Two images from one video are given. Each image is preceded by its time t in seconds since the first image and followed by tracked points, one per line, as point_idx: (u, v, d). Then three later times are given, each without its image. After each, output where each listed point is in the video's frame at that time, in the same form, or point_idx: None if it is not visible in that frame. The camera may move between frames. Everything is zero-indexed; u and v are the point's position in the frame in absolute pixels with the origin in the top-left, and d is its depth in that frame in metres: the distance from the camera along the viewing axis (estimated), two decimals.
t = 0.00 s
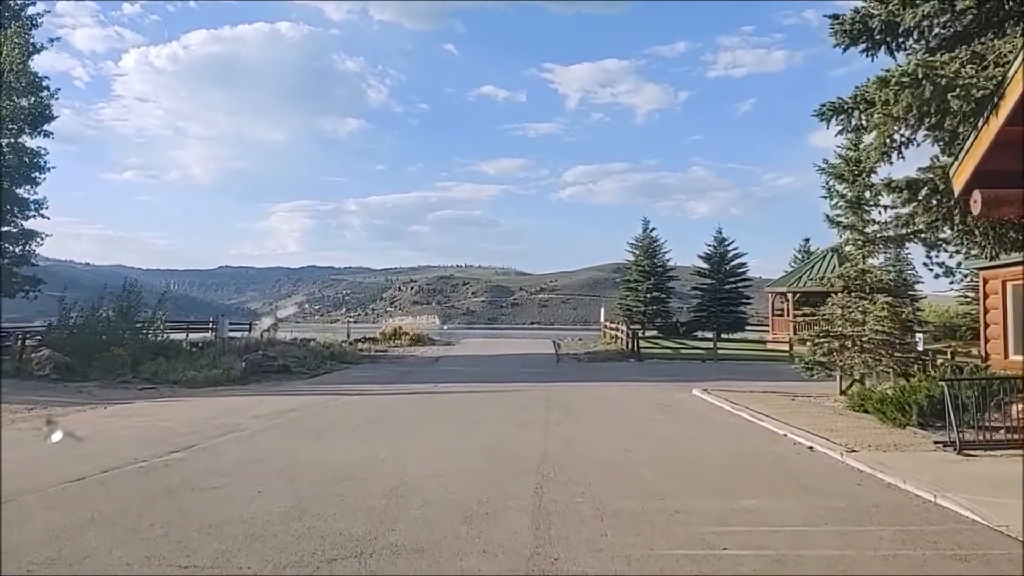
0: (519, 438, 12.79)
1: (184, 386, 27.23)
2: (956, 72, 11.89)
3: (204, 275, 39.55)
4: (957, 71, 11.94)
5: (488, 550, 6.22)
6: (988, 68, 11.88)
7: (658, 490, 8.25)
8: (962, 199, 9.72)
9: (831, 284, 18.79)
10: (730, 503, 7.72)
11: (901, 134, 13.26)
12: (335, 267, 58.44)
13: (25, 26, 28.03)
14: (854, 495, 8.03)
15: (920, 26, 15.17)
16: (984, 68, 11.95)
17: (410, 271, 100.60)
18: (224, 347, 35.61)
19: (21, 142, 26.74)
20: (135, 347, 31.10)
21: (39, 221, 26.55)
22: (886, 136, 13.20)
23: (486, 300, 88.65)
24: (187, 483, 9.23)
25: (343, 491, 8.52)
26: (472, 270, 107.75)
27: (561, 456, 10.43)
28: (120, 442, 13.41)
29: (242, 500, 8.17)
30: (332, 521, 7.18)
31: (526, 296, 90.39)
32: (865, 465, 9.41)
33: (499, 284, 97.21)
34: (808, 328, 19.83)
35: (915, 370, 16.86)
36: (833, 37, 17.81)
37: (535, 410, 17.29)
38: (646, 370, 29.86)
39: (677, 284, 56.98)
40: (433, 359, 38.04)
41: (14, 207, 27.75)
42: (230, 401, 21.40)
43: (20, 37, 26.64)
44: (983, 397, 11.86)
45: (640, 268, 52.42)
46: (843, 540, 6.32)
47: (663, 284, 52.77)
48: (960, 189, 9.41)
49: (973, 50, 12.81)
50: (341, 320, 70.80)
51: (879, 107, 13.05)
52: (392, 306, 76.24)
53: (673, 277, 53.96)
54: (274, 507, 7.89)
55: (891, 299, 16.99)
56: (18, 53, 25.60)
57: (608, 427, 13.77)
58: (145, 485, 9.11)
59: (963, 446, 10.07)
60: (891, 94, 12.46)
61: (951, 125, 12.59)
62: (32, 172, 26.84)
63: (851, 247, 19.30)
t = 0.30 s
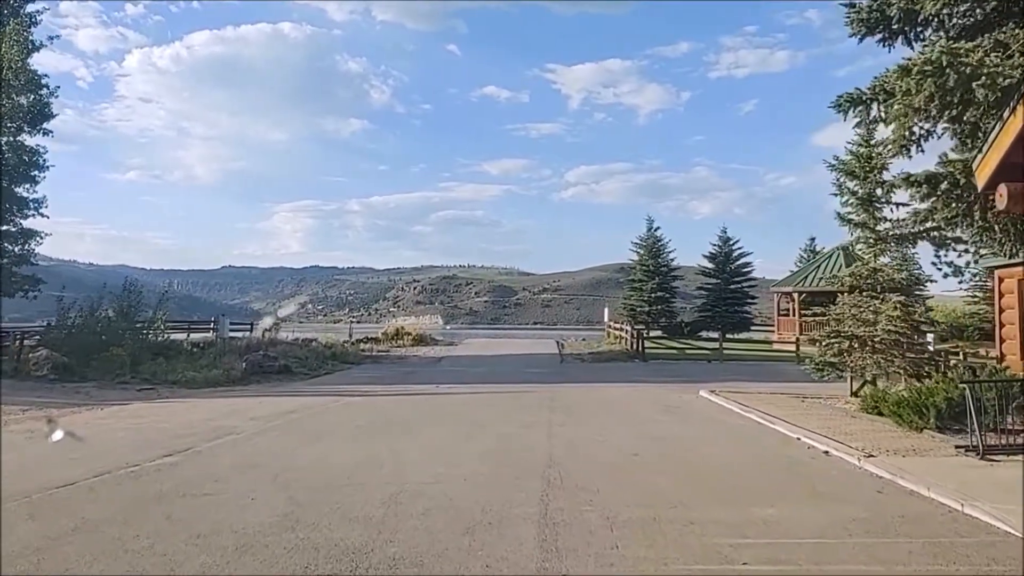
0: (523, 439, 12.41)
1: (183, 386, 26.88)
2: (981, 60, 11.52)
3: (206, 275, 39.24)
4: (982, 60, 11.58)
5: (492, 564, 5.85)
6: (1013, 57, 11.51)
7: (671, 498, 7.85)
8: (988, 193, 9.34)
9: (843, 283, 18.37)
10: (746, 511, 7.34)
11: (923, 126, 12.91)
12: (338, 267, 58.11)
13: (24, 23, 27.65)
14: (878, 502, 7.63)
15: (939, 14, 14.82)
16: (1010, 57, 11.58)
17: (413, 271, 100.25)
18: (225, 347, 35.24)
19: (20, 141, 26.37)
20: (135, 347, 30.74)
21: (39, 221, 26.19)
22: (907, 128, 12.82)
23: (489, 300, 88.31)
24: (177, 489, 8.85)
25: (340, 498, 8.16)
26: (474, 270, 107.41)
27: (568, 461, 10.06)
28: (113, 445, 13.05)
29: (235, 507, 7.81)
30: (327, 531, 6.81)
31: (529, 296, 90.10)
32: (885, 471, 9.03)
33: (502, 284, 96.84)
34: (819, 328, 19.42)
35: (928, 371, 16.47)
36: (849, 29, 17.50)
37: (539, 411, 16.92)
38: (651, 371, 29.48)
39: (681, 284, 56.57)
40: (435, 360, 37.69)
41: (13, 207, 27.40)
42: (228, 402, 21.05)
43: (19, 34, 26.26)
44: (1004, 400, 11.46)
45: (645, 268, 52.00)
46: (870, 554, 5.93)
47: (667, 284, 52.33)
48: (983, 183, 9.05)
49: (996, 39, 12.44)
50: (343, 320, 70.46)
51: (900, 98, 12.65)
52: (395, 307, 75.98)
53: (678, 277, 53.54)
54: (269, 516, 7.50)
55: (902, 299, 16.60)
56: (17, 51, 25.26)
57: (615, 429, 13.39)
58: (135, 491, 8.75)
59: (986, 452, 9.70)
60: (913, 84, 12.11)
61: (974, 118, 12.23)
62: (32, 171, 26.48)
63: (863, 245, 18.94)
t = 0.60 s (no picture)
0: (527, 443, 12.03)
1: (182, 387, 26.56)
2: (1007, 49, 11.19)
3: (207, 274, 38.90)
4: (1007, 48, 11.23)
5: None
6: None
7: (683, 507, 7.47)
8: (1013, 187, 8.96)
9: (852, 282, 17.98)
10: (763, 521, 6.96)
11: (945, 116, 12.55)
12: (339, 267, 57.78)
13: (22, 19, 27.37)
14: (901, 511, 7.25)
15: (959, 3, 14.47)
16: None
17: (415, 271, 99.93)
18: (225, 348, 34.91)
19: (18, 138, 25.97)
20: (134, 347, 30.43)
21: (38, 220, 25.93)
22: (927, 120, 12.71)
23: (492, 300, 87.97)
24: (166, 495, 8.49)
25: (336, 506, 7.80)
26: (477, 270, 107.05)
27: (574, 466, 9.68)
28: (107, 448, 12.71)
29: (225, 516, 7.45)
30: (320, 542, 6.45)
31: (532, 296, 89.77)
32: (905, 477, 8.64)
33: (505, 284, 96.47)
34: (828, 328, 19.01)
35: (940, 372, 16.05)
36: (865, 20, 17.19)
37: (542, 413, 16.56)
38: (657, 371, 29.09)
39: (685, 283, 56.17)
40: (438, 360, 37.34)
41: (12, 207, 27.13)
42: (227, 403, 20.71)
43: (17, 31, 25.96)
44: None
45: (648, 267, 51.60)
46: (898, 569, 5.56)
47: (671, 284, 51.93)
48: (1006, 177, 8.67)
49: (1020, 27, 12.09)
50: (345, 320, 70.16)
51: (920, 89, 12.49)
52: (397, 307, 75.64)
53: (682, 276, 53.14)
54: (260, 525, 7.13)
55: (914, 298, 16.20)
56: (15, 47, 24.86)
57: (621, 433, 13.01)
58: (121, 497, 8.38)
59: (1009, 457, 9.30)
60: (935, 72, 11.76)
61: (998, 108, 11.88)
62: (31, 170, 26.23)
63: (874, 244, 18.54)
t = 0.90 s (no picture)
0: (530, 447, 11.68)
1: (181, 388, 26.24)
2: None
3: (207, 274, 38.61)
4: None
5: None
6: None
7: (695, 517, 7.12)
8: None
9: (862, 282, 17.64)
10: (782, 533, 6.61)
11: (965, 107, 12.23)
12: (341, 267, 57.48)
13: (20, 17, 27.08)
14: (926, 521, 6.90)
15: None
16: None
17: (418, 271, 99.64)
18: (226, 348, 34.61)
19: (16, 137, 25.68)
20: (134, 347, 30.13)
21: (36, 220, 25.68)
22: (948, 111, 12.38)
23: (494, 300, 87.67)
24: (155, 503, 8.15)
25: (333, 514, 7.46)
26: (479, 270, 106.71)
27: (580, 472, 9.34)
28: (100, 452, 12.39)
29: (216, 526, 7.12)
30: (315, 555, 6.11)
31: (534, 296, 89.46)
32: (927, 484, 8.28)
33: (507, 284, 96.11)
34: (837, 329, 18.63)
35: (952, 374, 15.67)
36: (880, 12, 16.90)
37: (545, 415, 16.22)
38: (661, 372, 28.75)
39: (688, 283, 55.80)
40: (440, 361, 37.00)
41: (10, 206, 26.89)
42: (225, 405, 20.38)
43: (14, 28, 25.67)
44: None
45: (651, 267, 51.23)
46: None
47: (674, 284, 51.55)
48: None
49: None
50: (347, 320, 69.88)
51: (942, 78, 12.10)
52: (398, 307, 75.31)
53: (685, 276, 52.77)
54: (253, 535, 6.79)
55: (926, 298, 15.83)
56: (13, 45, 24.46)
57: (627, 436, 12.67)
58: (109, 505, 8.05)
59: None
60: (960, 59, 11.46)
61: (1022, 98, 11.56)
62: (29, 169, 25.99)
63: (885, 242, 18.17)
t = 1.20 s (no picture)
0: (534, 450, 11.38)
1: (180, 389, 26.00)
2: None
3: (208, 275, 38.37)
4: None
5: None
6: None
7: (706, 525, 6.81)
8: None
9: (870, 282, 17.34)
10: (798, 542, 6.31)
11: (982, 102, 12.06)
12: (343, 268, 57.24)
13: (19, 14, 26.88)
14: (948, 531, 6.58)
15: None
16: None
17: (420, 272, 99.37)
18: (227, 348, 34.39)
19: (14, 136, 25.51)
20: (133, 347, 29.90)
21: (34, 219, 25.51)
22: (967, 105, 12.30)
23: (496, 301, 87.38)
24: (145, 509, 7.84)
25: (328, 522, 7.16)
26: (481, 271, 106.43)
27: (585, 477, 9.03)
28: (94, 455, 12.14)
29: (207, 534, 6.82)
30: (307, 566, 5.80)
31: (536, 297, 89.17)
32: (947, 491, 7.95)
33: (509, 285, 95.84)
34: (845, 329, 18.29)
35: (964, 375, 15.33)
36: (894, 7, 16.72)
37: (548, 418, 15.93)
38: (665, 373, 28.46)
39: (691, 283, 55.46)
40: (442, 362, 36.72)
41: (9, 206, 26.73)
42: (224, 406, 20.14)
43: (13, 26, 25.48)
44: None
45: (654, 267, 50.89)
46: None
47: (677, 284, 51.21)
48: None
49: None
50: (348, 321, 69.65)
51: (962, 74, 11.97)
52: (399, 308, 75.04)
53: (688, 277, 52.44)
54: (245, 545, 6.49)
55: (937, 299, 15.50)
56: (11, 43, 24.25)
57: (633, 439, 12.37)
58: (97, 511, 7.75)
59: None
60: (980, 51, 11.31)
61: None
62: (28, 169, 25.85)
63: (893, 241, 17.87)
